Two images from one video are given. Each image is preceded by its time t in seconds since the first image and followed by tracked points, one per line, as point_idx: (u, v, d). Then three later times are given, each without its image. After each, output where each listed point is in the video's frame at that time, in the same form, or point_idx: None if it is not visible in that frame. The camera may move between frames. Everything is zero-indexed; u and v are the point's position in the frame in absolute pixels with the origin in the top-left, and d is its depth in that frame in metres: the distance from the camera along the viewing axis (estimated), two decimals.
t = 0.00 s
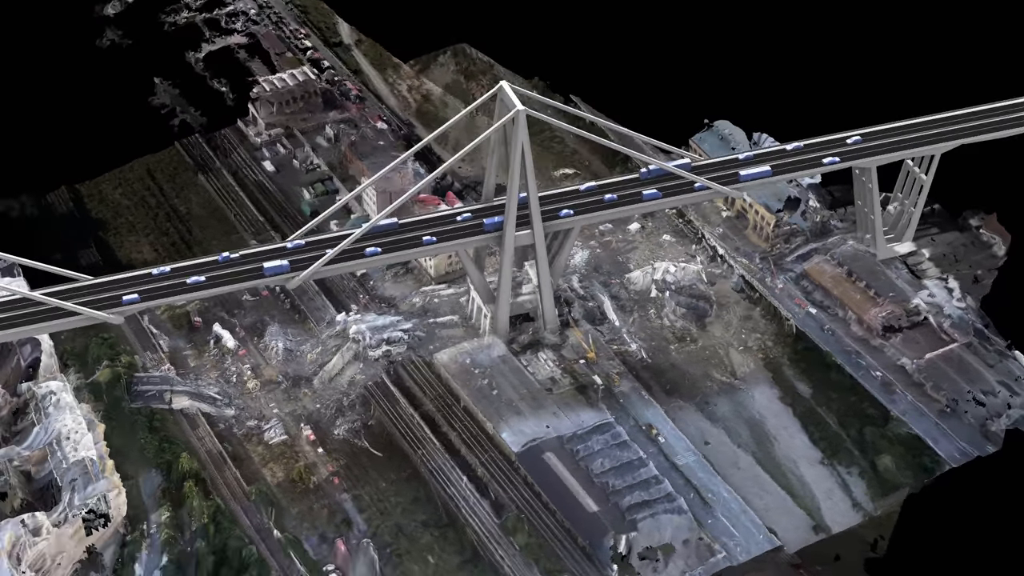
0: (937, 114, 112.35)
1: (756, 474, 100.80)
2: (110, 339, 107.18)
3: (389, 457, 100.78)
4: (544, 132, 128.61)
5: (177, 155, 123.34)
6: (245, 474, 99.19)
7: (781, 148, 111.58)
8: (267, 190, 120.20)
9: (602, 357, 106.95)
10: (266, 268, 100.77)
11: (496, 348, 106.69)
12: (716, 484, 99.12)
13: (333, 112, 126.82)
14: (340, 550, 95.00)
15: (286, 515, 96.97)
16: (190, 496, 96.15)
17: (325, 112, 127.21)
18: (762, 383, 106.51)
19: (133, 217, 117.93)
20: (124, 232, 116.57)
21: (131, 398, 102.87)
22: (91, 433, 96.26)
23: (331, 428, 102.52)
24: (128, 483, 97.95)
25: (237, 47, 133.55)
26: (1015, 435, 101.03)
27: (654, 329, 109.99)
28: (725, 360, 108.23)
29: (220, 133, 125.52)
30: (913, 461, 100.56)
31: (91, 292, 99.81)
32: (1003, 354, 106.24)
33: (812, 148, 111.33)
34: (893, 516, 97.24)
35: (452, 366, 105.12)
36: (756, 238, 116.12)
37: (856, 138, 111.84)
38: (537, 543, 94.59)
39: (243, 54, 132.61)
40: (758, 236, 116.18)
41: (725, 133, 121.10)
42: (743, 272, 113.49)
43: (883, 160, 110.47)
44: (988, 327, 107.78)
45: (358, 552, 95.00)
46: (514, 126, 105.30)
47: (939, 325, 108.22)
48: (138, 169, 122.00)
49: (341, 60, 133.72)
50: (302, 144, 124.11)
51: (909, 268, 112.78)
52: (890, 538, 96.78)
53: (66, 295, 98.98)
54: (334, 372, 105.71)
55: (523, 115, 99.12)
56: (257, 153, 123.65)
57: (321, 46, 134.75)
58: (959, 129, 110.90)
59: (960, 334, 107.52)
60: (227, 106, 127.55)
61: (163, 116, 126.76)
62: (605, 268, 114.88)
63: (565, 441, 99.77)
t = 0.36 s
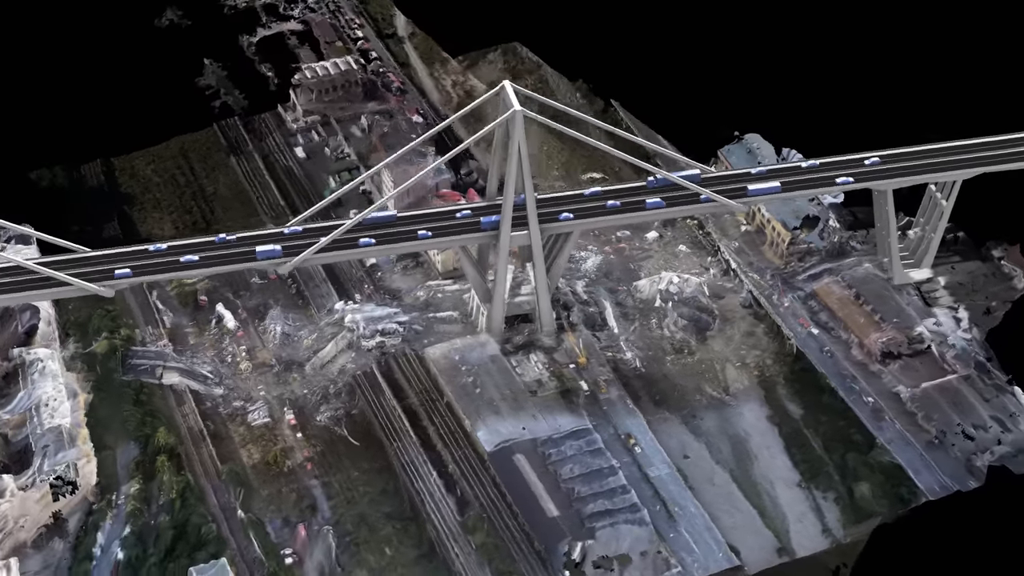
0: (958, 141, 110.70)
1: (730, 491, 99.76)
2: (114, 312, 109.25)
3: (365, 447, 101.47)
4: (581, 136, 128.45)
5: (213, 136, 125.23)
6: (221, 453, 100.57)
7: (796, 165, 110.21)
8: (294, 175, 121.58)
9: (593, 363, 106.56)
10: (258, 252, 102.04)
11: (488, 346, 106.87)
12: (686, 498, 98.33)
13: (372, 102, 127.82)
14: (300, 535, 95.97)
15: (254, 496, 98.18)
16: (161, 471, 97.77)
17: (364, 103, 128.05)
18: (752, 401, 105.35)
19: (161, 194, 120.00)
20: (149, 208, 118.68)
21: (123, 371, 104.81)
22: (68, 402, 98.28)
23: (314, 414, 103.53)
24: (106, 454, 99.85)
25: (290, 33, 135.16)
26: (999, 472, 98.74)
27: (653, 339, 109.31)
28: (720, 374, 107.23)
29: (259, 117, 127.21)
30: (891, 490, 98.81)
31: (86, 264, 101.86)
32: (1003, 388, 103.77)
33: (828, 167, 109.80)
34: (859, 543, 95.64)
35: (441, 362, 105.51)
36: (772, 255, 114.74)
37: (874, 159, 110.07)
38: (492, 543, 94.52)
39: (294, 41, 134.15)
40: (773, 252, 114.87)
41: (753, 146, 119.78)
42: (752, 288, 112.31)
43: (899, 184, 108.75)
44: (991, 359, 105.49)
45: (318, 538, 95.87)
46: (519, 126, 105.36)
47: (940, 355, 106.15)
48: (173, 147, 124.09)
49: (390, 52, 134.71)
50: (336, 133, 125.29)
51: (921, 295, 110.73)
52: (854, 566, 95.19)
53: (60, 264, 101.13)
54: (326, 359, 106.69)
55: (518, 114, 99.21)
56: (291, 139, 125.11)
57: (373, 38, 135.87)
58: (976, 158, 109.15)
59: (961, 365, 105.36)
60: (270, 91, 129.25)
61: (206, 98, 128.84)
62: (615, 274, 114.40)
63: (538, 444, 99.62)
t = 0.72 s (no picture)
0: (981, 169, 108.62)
1: (700, 507, 98.91)
2: (123, 285, 111.40)
3: (344, 435, 102.31)
4: (618, 140, 128.03)
5: (252, 119, 126.91)
6: (202, 432, 102.11)
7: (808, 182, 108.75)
8: (322, 163, 122.79)
9: (583, 368, 106.25)
10: (254, 235, 103.37)
11: (481, 345, 107.11)
12: (652, 510, 97.63)
13: (412, 95, 128.60)
14: (264, 518, 97.12)
15: (226, 476, 99.56)
16: (138, 444, 99.58)
17: (405, 95, 128.79)
18: (739, 417, 104.30)
19: (191, 173, 121.97)
20: (177, 186, 120.71)
21: (121, 343, 106.87)
22: (53, 370, 100.53)
23: (299, 399, 104.63)
24: (90, 423, 101.92)
25: (344, 22, 136.44)
26: (975, 507, 96.41)
27: (650, 349, 108.71)
28: (712, 389, 106.31)
29: (300, 104, 128.71)
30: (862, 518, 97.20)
31: (87, 237, 103.97)
32: (995, 423, 101.46)
33: (840, 187, 108.18)
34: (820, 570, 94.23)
35: (431, 356, 105.98)
36: (784, 272, 113.39)
37: (888, 182, 108.16)
38: (449, 540, 94.74)
39: (347, 30, 135.39)
40: (786, 270, 113.51)
41: (779, 162, 118.38)
42: (758, 305, 111.13)
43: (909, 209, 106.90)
44: (987, 393, 103.19)
45: (280, 522, 96.94)
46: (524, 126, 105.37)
47: (936, 385, 104.06)
48: (211, 128, 126.01)
49: (441, 46, 135.37)
50: (371, 124, 126.29)
51: (928, 323, 108.62)
52: None
53: (61, 235, 103.40)
54: (320, 346, 107.76)
55: (514, 114, 99.35)
56: (326, 127, 126.40)
57: (426, 31, 136.65)
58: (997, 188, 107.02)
59: (956, 397, 103.22)
60: (314, 78, 130.68)
61: (251, 81, 130.66)
62: (623, 281, 113.96)
63: (510, 445, 99.62)
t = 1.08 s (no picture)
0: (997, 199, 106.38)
1: (667, 520, 98.14)
2: (137, 259, 113.51)
3: (325, 422, 103.21)
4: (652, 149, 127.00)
5: (292, 105, 128.47)
6: (188, 409, 103.78)
7: (816, 202, 107.35)
8: (353, 152, 123.86)
9: (572, 373, 105.96)
10: (253, 219, 104.76)
11: (475, 343, 107.38)
12: (616, 519, 97.10)
13: (453, 90, 129.17)
14: (232, 498, 98.42)
15: (203, 453, 101.06)
16: (121, 416, 101.49)
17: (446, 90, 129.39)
18: (723, 433, 103.29)
19: (224, 156, 123.86)
20: (208, 167, 122.65)
21: (124, 317, 108.94)
22: (45, 337, 102.65)
23: (288, 383, 105.81)
24: (80, 392, 104.04)
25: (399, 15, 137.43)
26: (943, 540, 94.39)
27: (645, 359, 108.13)
28: (701, 403, 105.41)
29: (342, 93, 130.02)
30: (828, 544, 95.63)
31: (93, 210, 106.07)
32: (980, 458, 99.28)
33: (848, 208, 106.61)
34: None
35: (422, 351, 106.50)
36: (794, 291, 111.98)
37: (897, 206, 106.47)
38: (406, 533, 95.14)
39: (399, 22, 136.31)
40: (796, 288, 112.11)
41: (803, 179, 116.87)
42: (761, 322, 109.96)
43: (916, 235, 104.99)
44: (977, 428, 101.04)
45: (247, 503, 98.16)
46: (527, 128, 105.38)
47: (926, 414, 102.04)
48: (251, 112, 127.80)
49: (491, 44, 135.76)
50: (409, 116, 127.10)
51: (930, 352, 106.60)
52: None
53: (67, 207, 105.64)
54: (317, 333, 108.85)
55: (511, 115, 99.39)
56: (363, 117, 127.51)
57: (479, 28, 137.17)
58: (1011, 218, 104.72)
59: (944, 429, 101.15)
60: (360, 68, 131.81)
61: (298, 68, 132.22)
62: (631, 290, 113.41)
63: (483, 444, 99.77)
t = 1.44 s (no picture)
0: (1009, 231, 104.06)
1: (631, 531, 97.56)
2: (154, 236, 115.61)
3: (309, 408, 104.21)
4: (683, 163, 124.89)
5: (335, 94, 129.76)
6: (178, 385, 105.49)
7: (821, 221, 105.85)
8: (385, 143, 124.74)
9: (560, 376, 105.73)
10: (255, 203, 106.12)
11: (469, 341, 107.65)
12: (578, 526, 96.71)
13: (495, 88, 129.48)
14: (205, 475, 99.89)
15: (186, 430, 102.69)
16: (110, 388, 103.54)
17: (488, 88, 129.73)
18: (703, 448, 102.39)
19: (259, 140, 125.53)
20: (241, 150, 124.39)
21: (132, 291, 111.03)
22: (44, 305, 105.01)
23: (280, 367, 107.02)
24: (76, 362, 106.27)
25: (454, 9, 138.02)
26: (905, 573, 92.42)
27: (639, 368, 107.55)
28: (687, 417, 104.58)
29: (385, 84, 130.99)
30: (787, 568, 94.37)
31: (104, 184, 108.22)
32: (956, 494, 97.24)
33: (852, 229, 104.98)
34: None
35: (415, 344, 107.02)
36: (798, 310, 110.46)
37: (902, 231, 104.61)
38: (365, 524, 95.83)
39: (452, 17, 136.90)
40: (802, 307, 110.67)
41: (823, 198, 115.25)
42: (761, 340, 108.77)
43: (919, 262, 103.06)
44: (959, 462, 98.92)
45: (219, 482, 99.56)
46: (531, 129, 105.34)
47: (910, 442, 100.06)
48: (293, 99, 129.33)
49: (542, 44, 135.76)
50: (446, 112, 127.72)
51: (927, 382, 104.56)
52: None
53: (79, 180, 107.94)
54: (317, 320, 109.93)
55: (507, 115, 99.50)
56: (402, 110, 128.35)
57: (533, 27, 137.23)
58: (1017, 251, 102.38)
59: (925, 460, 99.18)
60: (407, 61, 132.61)
61: (346, 57, 133.41)
62: (636, 298, 112.80)
63: (457, 441, 100.04)
